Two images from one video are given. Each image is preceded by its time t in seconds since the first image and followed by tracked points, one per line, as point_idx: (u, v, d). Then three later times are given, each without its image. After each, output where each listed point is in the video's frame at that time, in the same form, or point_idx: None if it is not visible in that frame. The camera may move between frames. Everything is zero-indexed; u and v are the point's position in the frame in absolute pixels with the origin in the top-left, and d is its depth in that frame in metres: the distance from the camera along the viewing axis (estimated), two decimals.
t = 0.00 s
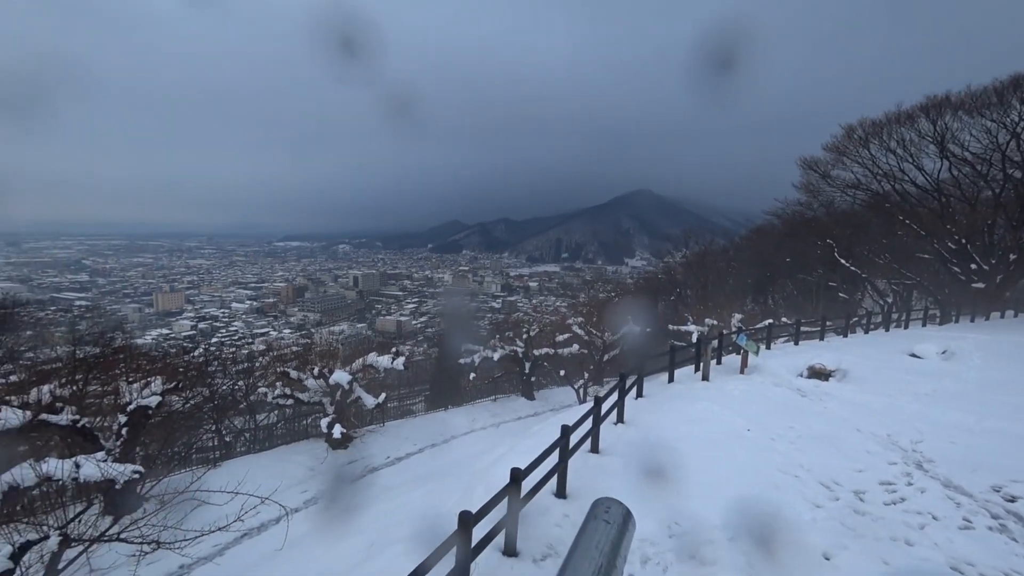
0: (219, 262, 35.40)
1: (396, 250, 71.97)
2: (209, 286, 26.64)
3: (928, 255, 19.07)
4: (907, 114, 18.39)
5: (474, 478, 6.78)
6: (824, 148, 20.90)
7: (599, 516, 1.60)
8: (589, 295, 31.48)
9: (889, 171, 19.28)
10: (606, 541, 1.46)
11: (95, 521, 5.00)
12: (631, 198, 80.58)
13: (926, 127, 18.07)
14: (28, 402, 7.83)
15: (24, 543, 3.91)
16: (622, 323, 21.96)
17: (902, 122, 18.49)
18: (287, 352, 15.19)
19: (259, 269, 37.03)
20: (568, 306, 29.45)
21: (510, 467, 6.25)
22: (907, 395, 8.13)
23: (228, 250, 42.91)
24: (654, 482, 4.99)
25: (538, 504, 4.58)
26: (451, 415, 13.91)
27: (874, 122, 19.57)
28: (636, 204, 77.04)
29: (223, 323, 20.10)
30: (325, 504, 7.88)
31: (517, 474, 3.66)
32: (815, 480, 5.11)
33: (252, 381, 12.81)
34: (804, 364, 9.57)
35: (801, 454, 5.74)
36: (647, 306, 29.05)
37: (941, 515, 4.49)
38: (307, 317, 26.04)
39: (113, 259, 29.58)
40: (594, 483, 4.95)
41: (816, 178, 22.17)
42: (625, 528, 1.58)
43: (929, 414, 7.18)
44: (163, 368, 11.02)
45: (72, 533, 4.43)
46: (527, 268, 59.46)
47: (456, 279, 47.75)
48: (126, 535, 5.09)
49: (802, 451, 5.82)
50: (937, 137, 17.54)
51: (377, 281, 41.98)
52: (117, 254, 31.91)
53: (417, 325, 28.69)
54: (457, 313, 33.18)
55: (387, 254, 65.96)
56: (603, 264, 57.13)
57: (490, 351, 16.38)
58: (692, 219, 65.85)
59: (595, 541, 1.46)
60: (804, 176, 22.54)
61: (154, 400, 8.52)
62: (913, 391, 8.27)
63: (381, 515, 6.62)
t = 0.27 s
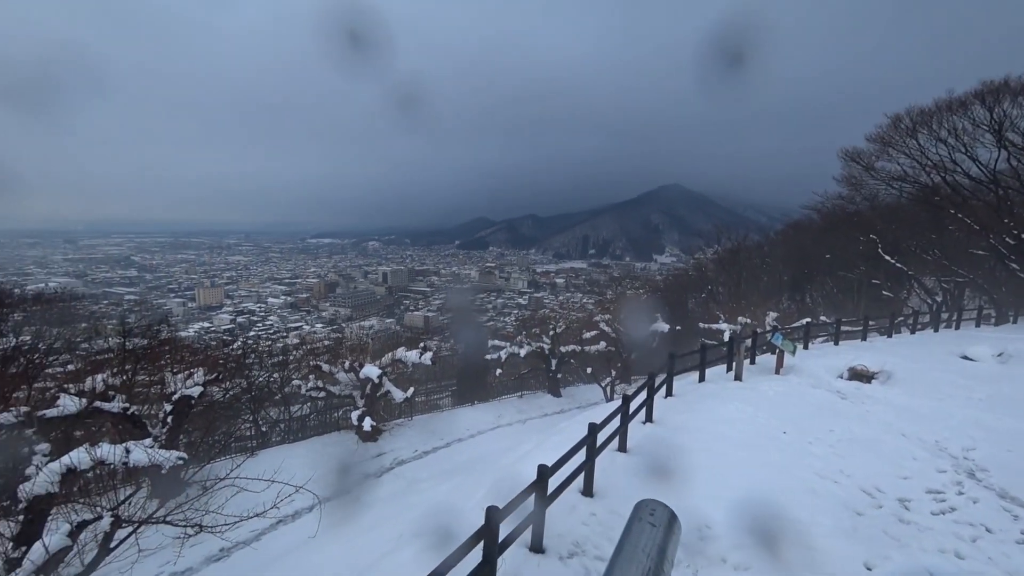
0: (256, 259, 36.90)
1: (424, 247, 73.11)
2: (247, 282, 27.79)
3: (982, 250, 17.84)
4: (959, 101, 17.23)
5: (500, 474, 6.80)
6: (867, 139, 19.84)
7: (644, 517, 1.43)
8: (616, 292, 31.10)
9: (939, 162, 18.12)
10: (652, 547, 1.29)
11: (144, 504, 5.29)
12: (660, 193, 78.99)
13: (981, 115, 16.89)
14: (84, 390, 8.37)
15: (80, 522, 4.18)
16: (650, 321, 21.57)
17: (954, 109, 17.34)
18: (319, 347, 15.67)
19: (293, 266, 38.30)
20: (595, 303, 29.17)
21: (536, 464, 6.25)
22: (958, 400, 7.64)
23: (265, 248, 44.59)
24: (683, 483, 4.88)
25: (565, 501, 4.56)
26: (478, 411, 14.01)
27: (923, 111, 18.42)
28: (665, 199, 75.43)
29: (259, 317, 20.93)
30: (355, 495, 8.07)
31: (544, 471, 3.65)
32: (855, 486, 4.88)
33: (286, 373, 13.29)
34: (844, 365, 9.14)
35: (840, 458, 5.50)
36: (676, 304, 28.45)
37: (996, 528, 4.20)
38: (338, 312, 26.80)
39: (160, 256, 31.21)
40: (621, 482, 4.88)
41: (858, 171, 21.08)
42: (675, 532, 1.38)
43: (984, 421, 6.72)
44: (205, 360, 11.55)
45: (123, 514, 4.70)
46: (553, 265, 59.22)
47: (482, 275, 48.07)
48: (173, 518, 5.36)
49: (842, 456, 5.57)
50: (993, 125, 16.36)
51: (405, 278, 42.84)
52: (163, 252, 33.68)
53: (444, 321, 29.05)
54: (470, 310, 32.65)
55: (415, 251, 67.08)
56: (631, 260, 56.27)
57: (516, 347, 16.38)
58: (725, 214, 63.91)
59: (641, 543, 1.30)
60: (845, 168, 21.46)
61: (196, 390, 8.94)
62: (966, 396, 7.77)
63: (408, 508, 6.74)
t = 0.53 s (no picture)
0: (286, 256, 38.01)
1: (447, 244, 73.78)
2: (277, 278, 28.68)
3: None
4: (1011, 89, 16.17)
5: (522, 471, 6.80)
6: (908, 130, 18.86)
7: (687, 522, 1.41)
8: (640, 289, 30.66)
9: (987, 154, 17.07)
10: (697, 556, 1.27)
11: (181, 491, 5.51)
12: (687, 189, 77.34)
13: None
14: (127, 381, 8.80)
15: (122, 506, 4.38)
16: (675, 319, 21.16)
17: (1005, 98, 16.29)
18: (345, 342, 16.03)
19: (321, 262, 39.27)
20: (618, 301, 28.85)
21: (559, 461, 6.23)
22: (1008, 405, 7.19)
23: (294, 245, 45.89)
24: (710, 485, 4.77)
25: (588, 501, 4.52)
26: (500, 407, 14.04)
27: (970, 100, 17.38)
28: (692, 195, 73.83)
29: (289, 312, 21.57)
30: (380, 487, 8.21)
31: (567, 470, 3.62)
32: (894, 494, 4.67)
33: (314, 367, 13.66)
34: (882, 367, 8.74)
35: (877, 464, 5.27)
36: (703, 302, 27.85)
37: None
38: (364, 307, 27.35)
39: (196, 253, 32.52)
40: (646, 482, 4.81)
41: (897, 164, 20.09)
42: (718, 537, 1.36)
43: None
44: (237, 353, 11.99)
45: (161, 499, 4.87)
46: (576, 262, 58.80)
47: (505, 272, 48.18)
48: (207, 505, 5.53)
49: (879, 461, 5.33)
50: None
51: (429, 274, 43.36)
52: (199, 249, 35.09)
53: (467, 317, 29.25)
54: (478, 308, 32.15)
55: (439, 247, 67.77)
56: (656, 257, 55.34)
57: (539, 344, 16.33)
58: (755, 210, 62.04)
59: (686, 551, 1.28)
60: (884, 161, 20.47)
61: (229, 382, 9.29)
62: (1017, 402, 7.30)
63: (431, 502, 6.80)
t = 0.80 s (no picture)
0: (318, 253, 39.17)
1: (474, 241, 74.31)
2: (310, 275, 29.60)
3: None
4: None
5: (548, 469, 6.78)
6: (959, 121, 17.70)
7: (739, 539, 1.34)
8: (669, 288, 30.06)
9: None
10: None
11: (221, 479, 5.75)
12: (719, 184, 75.17)
13: None
14: (171, 371, 9.27)
15: (166, 492, 4.60)
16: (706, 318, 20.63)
17: None
18: (374, 337, 16.38)
19: (352, 259, 40.26)
20: (646, 299, 28.35)
21: (586, 461, 6.17)
22: None
23: (326, 242, 47.24)
24: (738, 489, 4.64)
25: (615, 502, 4.46)
26: (526, 405, 14.02)
27: None
28: (724, 191, 71.72)
29: (320, 308, 22.21)
30: (407, 481, 8.34)
31: (593, 470, 3.58)
32: (942, 507, 4.39)
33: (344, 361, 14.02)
34: (931, 372, 8.24)
35: (924, 474, 4.98)
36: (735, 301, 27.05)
37: None
38: (392, 303, 27.90)
39: (234, 250, 33.93)
40: (675, 485, 4.70)
41: (947, 157, 18.89)
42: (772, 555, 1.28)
43: None
44: (272, 347, 12.44)
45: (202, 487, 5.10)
46: (603, 259, 58.15)
47: (531, 269, 48.15)
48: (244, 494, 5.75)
49: (927, 472, 5.03)
50: None
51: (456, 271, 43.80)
52: (238, 246, 36.61)
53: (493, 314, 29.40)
54: (488, 305, 31.70)
55: (465, 244, 68.35)
56: (686, 255, 54.10)
57: (565, 343, 16.24)
58: (791, 206, 59.69)
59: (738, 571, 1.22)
60: (932, 154, 19.29)
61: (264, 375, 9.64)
62: None
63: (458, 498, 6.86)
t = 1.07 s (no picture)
0: (349, 251, 40.21)
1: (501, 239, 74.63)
2: (341, 272, 30.43)
3: None
4: None
5: (575, 469, 6.73)
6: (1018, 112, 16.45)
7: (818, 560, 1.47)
8: (700, 287, 29.35)
9: None
10: None
11: (258, 467, 5.96)
12: (754, 181, 72.74)
13: None
14: (211, 363, 9.71)
15: (207, 479, 4.80)
16: (739, 319, 19.97)
17: None
18: (402, 334, 16.67)
19: (381, 257, 41.03)
20: (676, 299, 27.79)
21: (614, 462, 6.09)
22: None
23: (357, 240, 48.48)
24: (773, 497, 4.47)
25: (645, 505, 4.37)
26: (552, 403, 13.95)
27: None
28: (759, 188, 69.36)
29: (351, 304, 22.78)
30: (434, 476, 8.43)
31: (623, 472, 3.51)
32: (999, 524, 4.09)
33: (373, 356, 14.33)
34: (987, 380, 7.69)
35: (978, 489, 4.66)
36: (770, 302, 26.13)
37: None
38: (420, 300, 28.35)
39: (270, 248, 35.17)
40: (706, 490, 4.57)
41: (1004, 151, 17.59)
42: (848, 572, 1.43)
43: None
44: (305, 341, 12.85)
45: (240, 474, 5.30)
46: (631, 258, 57.30)
47: (557, 268, 47.97)
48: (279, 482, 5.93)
49: (982, 486, 4.70)
50: None
51: (483, 269, 44.11)
52: (273, 244, 37.93)
53: (519, 312, 29.42)
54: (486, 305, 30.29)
55: (492, 243, 68.74)
56: (717, 254, 52.68)
57: (592, 342, 16.03)
58: (831, 203, 57.12)
59: None
60: (987, 148, 18.02)
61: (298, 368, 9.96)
62: None
63: (483, 495, 6.89)
